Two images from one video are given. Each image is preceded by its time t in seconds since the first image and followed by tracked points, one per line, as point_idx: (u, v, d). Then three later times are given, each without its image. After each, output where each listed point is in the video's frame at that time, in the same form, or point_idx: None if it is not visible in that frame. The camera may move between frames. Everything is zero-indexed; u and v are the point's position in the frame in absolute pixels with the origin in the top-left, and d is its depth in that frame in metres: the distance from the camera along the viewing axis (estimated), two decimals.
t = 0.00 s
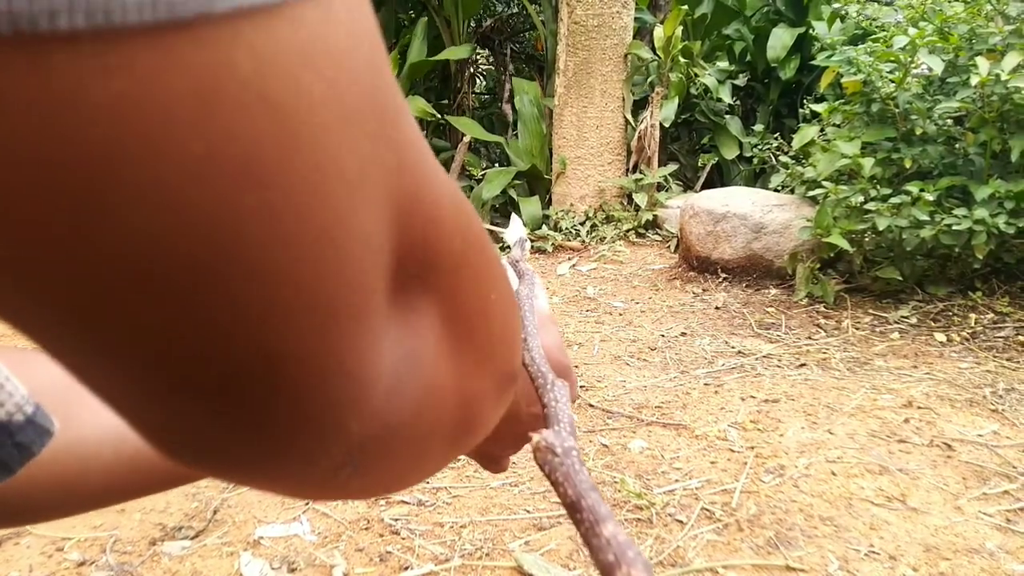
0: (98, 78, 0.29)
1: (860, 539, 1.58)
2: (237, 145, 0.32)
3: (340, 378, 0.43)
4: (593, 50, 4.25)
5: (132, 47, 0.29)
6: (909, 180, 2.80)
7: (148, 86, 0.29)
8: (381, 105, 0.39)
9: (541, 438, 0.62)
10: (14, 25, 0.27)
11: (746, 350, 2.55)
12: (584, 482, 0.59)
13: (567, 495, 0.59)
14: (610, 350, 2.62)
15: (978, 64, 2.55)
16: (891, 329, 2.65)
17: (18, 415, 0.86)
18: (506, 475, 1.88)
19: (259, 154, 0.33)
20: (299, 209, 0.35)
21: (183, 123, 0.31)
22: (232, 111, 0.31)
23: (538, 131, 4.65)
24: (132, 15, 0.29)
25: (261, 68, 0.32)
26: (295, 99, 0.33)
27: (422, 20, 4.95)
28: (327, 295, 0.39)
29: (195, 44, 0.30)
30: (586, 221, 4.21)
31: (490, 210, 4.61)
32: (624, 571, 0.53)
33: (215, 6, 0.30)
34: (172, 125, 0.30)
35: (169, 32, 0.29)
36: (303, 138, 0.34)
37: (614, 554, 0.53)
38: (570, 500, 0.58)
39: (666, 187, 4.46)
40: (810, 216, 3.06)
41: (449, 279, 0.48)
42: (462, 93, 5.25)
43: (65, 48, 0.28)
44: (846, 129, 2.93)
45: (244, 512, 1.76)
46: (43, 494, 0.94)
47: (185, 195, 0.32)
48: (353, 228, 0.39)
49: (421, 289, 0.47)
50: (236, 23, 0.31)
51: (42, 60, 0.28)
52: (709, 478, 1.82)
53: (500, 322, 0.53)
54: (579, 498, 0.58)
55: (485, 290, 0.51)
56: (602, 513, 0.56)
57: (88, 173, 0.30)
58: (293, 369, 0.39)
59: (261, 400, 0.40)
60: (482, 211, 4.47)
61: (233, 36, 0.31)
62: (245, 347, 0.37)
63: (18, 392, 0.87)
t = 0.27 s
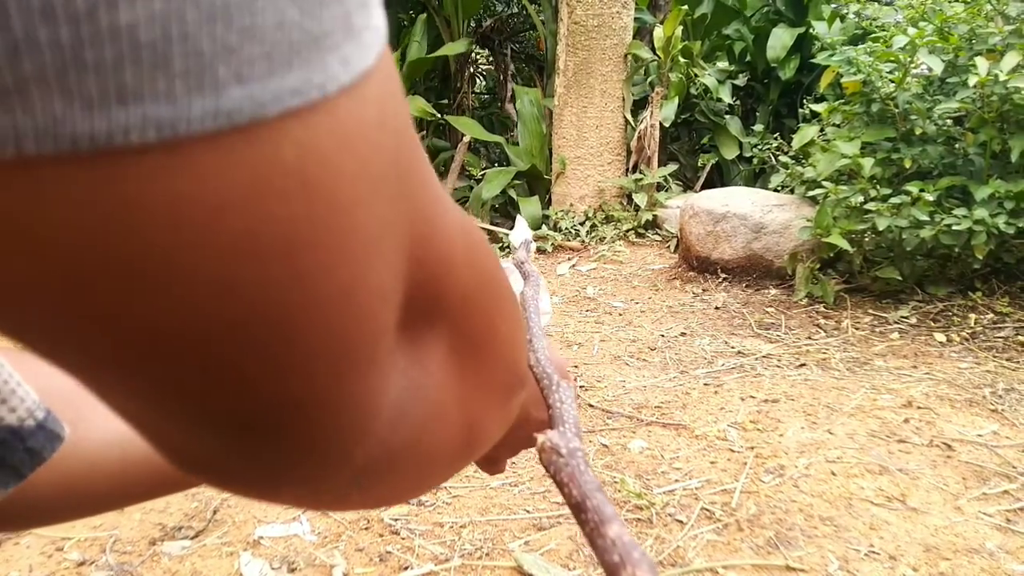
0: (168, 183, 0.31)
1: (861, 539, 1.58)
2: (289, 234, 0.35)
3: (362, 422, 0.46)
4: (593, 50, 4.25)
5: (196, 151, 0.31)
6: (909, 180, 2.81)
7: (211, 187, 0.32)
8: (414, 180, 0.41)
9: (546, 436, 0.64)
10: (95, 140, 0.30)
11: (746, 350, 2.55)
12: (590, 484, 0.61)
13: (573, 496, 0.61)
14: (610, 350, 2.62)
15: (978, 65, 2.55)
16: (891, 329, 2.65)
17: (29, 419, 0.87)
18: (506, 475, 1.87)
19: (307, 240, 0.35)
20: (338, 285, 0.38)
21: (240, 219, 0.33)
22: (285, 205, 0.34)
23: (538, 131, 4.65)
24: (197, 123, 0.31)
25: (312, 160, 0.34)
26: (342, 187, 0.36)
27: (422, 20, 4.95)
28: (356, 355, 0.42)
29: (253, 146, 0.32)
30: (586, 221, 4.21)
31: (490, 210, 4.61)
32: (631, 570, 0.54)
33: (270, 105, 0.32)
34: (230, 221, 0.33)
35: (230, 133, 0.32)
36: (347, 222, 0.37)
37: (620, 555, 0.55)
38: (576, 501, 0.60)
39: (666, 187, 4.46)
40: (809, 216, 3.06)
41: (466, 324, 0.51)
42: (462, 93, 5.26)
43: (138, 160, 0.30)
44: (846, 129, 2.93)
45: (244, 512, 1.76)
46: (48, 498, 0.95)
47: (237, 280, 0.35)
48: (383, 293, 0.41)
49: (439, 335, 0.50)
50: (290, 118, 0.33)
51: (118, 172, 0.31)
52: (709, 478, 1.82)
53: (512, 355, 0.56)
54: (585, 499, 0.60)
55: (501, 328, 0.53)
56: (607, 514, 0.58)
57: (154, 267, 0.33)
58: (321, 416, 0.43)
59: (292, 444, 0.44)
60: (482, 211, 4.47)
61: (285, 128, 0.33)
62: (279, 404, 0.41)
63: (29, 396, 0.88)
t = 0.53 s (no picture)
0: (203, 224, 0.37)
1: (860, 539, 1.58)
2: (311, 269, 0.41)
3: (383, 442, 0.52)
4: (594, 50, 4.25)
5: (230, 191, 0.37)
6: (909, 180, 2.81)
7: (241, 227, 0.38)
8: (430, 203, 0.47)
9: (550, 438, 0.65)
10: (133, 189, 0.35)
11: (746, 350, 2.55)
12: (592, 485, 0.62)
13: (575, 496, 0.62)
14: (610, 350, 2.63)
15: (977, 65, 2.55)
16: (891, 329, 2.65)
17: (36, 423, 0.88)
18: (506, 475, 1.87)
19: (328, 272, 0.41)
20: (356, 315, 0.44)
21: (267, 254, 0.39)
22: (307, 239, 0.40)
23: (539, 131, 4.65)
24: (231, 171, 0.37)
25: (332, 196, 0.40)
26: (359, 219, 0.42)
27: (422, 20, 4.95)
28: (376, 379, 0.48)
29: (285, 187, 0.38)
30: (586, 221, 4.21)
31: (490, 210, 4.61)
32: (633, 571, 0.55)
33: (299, 148, 0.38)
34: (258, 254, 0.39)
35: (261, 178, 0.38)
36: (365, 256, 0.43)
37: (622, 555, 0.55)
38: (579, 501, 0.61)
39: (666, 187, 4.46)
40: (810, 216, 3.06)
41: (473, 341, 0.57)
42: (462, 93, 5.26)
43: (173, 207, 0.36)
44: (846, 129, 2.93)
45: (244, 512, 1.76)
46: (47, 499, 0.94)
47: (268, 311, 0.41)
48: (399, 319, 0.47)
49: (448, 354, 0.56)
50: (316, 159, 0.39)
51: (155, 213, 0.36)
52: (709, 478, 1.82)
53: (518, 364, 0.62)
54: (588, 500, 0.60)
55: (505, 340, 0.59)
56: (609, 514, 0.58)
57: (191, 295, 0.39)
58: (345, 436, 0.49)
59: (321, 464, 0.50)
60: (482, 211, 4.47)
61: (311, 168, 0.39)
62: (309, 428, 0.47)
63: (38, 399, 0.90)
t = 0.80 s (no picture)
0: (218, 259, 0.39)
1: (860, 539, 1.58)
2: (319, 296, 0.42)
3: (395, 457, 0.55)
4: (593, 50, 4.25)
5: (245, 229, 0.39)
6: (908, 180, 2.81)
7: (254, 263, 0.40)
8: (439, 219, 0.49)
9: (558, 438, 0.65)
10: (149, 231, 0.37)
11: (746, 350, 2.55)
12: (601, 485, 0.62)
13: (583, 495, 0.62)
14: (610, 350, 2.63)
15: (977, 65, 2.55)
16: (891, 329, 2.65)
17: (36, 424, 0.88)
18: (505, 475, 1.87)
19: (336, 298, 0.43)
20: (365, 334, 0.46)
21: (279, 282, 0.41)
22: (318, 269, 0.42)
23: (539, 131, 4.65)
24: (246, 207, 0.39)
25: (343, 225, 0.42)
26: (368, 243, 0.44)
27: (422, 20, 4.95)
28: (386, 394, 0.50)
29: (296, 220, 0.40)
30: (586, 221, 4.21)
31: (490, 210, 4.61)
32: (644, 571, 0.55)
33: (312, 183, 0.40)
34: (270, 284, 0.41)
35: (275, 213, 0.40)
36: (373, 282, 0.45)
37: (632, 556, 0.56)
38: (587, 502, 0.61)
39: (665, 187, 4.46)
40: (809, 216, 3.06)
41: (481, 349, 0.59)
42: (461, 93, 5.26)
43: (187, 246, 0.38)
44: (846, 129, 2.93)
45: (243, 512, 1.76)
46: (46, 499, 0.94)
47: (282, 343, 0.43)
48: (408, 335, 0.49)
49: (457, 368, 0.58)
50: (328, 192, 0.41)
51: (170, 252, 0.38)
52: (708, 478, 1.82)
53: (527, 370, 0.64)
54: (596, 500, 0.60)
55: (513, 346, 0.61)
56: (618, 514, 0.58)
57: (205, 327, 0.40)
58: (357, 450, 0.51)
59: (336, 479, 0.52)
60: (482, 211, 4.47)
61: (324, 201, 0.41)
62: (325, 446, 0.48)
63: (37, 399, 0.89)
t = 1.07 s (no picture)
0: (239, 266, 0.37)
1: (859, 539, 1.58)
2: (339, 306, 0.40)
3: (412, 464, 0.53)
4: (593, 51, 4.25)
5: (269, 235, 0.37)
6: (908, 180, 2.81)
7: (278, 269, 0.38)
8: (457, 225, 0.46)
9: (567, 437, 0.66)
10: (173, 236, 0.35)
11: (745, 351, 2.55)
12: (607, 483, 0.62)
13: (590, 494, 0.62)
14: (609, 350, 2.63)
15: (976, 65, 2.55)
16: (891, 329, 2.65)
17: (37, 423, 0.88)
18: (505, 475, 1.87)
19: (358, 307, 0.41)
20: (385, 345, 0.44)
21: (297, 293, 0.39)
22: (340, 278, 0.40)
23: (538, 131, 4.65)
24: (269, 213, 0.37)
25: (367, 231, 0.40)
26: (390, 252, 0.41)
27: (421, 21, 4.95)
28: (407, 403, 0.48)
29: (316, 226, 0.38)
30: (585, 221, 4.21)
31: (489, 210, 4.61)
32: (649, 570, 0.54)
33: (334, 188, 0.38)
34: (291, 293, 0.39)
35: (298, 219, 0.38)
36: (398, 292, 0.43)
37: (637, 554, 0.55)
38: (593, 500, 0.61)
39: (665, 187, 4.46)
40: (809, 216, 3.06)
41: (497, 354, 0.57)
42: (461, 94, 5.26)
43: (211, 251, 0.36)
44: (845, 130, 2.93)
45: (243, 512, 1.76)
46: (43, 498, 0.94)
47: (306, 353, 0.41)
48: (429, 343, 0.47)
49: (474, 373, 0.56)
50: (350, 198, 0.39)
51: (191, 259, 0.36)
52: (708, 478, 1.82)
53: (543, 372, 0.62)
54: (603, 498, 0.60)
55: (530, 349, 0.59)
56: (624, 513, 0.58)
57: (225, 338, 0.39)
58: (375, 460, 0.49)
59: (354, 490, 0.50)
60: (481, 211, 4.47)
61: (347, 206, 0.39)
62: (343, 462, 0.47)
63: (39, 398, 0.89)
